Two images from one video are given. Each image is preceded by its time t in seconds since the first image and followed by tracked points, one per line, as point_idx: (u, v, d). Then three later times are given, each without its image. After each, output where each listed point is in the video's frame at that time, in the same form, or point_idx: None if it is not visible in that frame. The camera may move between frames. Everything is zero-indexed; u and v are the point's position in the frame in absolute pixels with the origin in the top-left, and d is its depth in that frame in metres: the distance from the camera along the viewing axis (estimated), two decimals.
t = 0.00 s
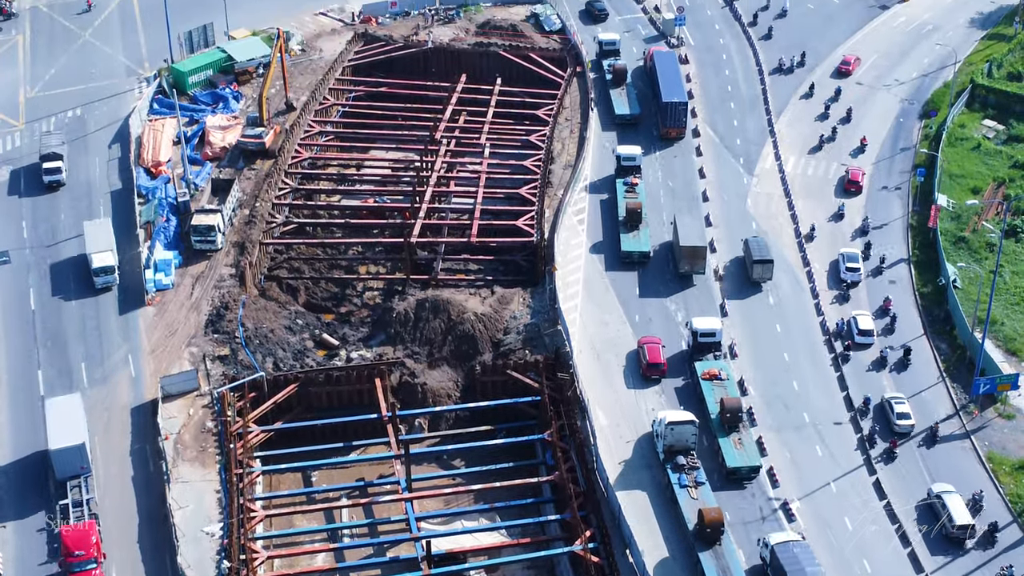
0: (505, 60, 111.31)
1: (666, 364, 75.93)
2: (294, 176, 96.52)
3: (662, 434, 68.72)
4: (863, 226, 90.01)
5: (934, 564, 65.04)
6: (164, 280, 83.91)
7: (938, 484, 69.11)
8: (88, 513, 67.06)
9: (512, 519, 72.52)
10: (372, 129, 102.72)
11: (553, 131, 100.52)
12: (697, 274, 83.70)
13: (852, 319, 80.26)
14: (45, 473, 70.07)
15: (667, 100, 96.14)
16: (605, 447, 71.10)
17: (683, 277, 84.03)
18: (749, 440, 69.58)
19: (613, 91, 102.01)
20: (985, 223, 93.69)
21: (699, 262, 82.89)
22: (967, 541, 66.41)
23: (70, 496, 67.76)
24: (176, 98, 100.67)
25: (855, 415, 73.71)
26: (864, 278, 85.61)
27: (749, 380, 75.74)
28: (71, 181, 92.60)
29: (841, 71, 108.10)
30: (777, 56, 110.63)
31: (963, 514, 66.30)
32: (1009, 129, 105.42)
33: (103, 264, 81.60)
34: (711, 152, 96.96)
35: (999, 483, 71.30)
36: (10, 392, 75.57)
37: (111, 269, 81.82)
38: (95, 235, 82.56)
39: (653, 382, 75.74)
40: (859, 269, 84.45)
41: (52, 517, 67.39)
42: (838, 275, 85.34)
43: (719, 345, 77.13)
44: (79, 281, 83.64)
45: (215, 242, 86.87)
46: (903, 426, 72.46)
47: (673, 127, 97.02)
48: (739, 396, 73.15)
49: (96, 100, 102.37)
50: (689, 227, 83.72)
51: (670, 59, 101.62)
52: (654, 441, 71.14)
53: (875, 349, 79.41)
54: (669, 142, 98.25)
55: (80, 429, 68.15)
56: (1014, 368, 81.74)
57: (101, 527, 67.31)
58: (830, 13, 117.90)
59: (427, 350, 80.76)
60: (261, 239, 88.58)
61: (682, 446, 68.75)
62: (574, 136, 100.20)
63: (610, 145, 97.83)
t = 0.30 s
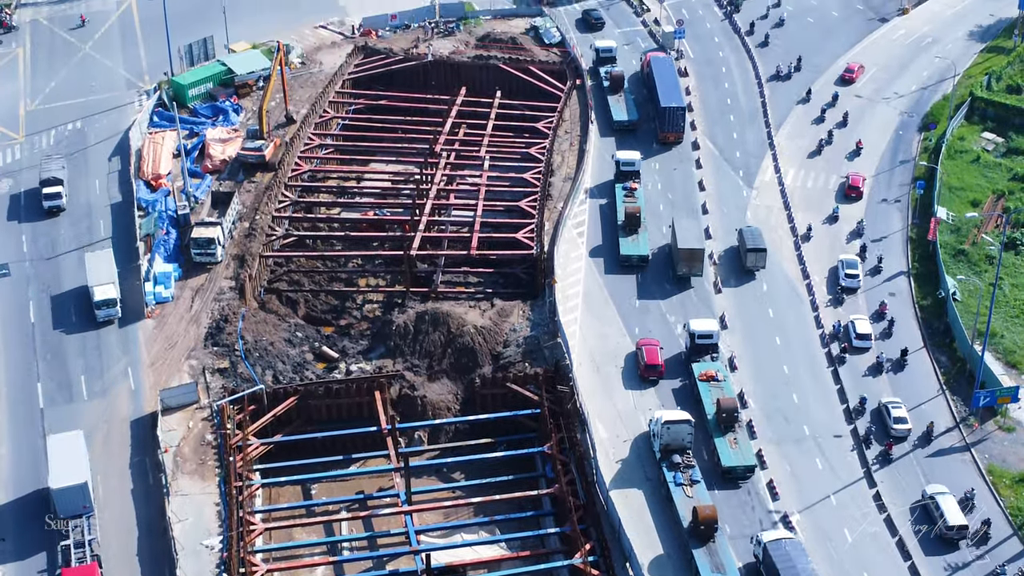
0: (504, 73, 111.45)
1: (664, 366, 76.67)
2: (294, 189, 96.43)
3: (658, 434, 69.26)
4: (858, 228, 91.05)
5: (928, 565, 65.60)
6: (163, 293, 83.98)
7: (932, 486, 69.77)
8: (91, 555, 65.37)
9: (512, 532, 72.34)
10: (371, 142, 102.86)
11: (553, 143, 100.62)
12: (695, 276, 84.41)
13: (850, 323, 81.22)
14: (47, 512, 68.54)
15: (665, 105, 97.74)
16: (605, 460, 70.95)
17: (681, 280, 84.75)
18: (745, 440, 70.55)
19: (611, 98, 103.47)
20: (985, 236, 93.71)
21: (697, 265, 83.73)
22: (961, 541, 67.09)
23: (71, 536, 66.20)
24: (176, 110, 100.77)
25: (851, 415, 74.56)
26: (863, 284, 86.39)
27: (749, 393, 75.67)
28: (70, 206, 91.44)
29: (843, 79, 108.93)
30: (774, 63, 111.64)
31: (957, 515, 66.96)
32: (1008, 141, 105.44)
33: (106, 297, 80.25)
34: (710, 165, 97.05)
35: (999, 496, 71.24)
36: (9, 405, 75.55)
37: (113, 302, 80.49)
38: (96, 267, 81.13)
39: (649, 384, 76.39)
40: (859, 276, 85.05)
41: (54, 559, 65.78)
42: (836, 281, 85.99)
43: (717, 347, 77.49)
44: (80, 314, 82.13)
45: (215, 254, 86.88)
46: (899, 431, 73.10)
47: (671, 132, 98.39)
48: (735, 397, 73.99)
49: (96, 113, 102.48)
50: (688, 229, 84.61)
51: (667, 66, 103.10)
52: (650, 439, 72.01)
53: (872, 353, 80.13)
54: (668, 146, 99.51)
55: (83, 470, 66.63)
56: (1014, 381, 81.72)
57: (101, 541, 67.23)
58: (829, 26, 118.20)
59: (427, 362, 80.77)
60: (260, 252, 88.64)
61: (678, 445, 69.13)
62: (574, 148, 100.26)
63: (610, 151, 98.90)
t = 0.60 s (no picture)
0: (504, 88, 111.64)
1: (662, 368, 77.46)
2: (294, 204, 96.23)
3: (654, 433, 70.41)
4: (852, 231, 92.21)
5: (921, 567, 66.27)
6: (163, 308, 83.97)
7: (926, 488, 70.44)
8: None
9: (512, 547, 71.92)
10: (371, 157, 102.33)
11: (553, 158, 100.79)
12: (693, 278, 85.57)
13: (849, 329, 82.03)
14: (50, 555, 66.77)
15: (663, 111, 98.40)
16: (605, 476, 70.75)
17: (680, 282, 85.88)
18: (741, 440, 71.16)
19: (608, 105, 104.23)
20: (984, 250, 93.71)
21: (694, 267, 84.71)
22: (954, 542, 67.82)
23: None
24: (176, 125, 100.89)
25: (847, 415, 75.75)
26: (863, 292, 87.15)
27: (749, 408, 75.62)
28: (71, 220, 91.53)
29: (849, 88, 110.05)
30: (772, 71, 113.55)
31: (950, 516, 67.66)
32: (1008, 156, 105.39)
33: (108, 333, 78.60)
34: (709, 179, 97.17)
35: (999, 510, 71.17)
36: (9, 420, 75.50)
37: (115, 339, 78.81)
38: (98, 304, 79.53)
39: (648, 386, 77.17)
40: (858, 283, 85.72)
41: None
42: (835, 288, 86.73)
43: (713, 349, 78.67)
44: (80, 353, 80.31)
45: (215, 269, 86.83)
46: (896, 436, 73.82)
47: (669, 137, 99.16)
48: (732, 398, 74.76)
49: (97, 128, 102.57)
50: (686, 233, 85.62)
51: (665, 74, 104.44)
52: (647, 439, 72.80)
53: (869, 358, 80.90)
54: (665, 152, 100.40)
55: (85, 511, 64.87)
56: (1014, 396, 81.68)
57: (100, 556, 67.09)
58: (828, 41, 118.55)
59: (427, 377, 80.73)
60: (260, 266, 88.68)
61: (673, 445, 70.48)
62: (574, 163, 100.33)
63: (609, 158, 99.70)
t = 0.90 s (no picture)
0: (504, 102, 111.77)
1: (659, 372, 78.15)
2: (293, 219, 96.28)
3: (651, 435, 71.00)
4: (848, 235, 93.37)
5: (914, 568, 66.92)
6: (162, 322, 83.88)
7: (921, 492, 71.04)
8: None
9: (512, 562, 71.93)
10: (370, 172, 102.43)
11: (552, 172, 100.83)
12: (691, 283, 86.43)
13: (846, 334, 82.79)
14: None
15: (660, 118, 99.55)
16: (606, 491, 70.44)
17: (678, 287, 86.79)
18: (736, 441, 72.10)
19: (605, 113, 105.06)
20: (984, 264, 93.64)
21: (692, 272, 85.51)
22: (948, 544, 68.45)
23: None
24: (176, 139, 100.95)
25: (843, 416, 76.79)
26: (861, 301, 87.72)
27: (749, 423, 75.58)
28: (71, 235, 91.55)
29: (855, 96, 111.25)
30: (768, 80, 114.67)
31: (944, 519, 68.26)
32: (1007, 170, 105.18)
33: (109, 370, 76.66)
34: (708, 194, 97.11)
35: (999, 525, 70.90)
36: (8, 435, 75.40)
37: (117, 375, 76.89)
38: (99, 339, 77.64)
39: (646, 389, 77.87)
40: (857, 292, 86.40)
41: None
42: (835, 297, 87.30)
43: (710, 352, 79.44)
44: (81, 390, 78.57)
45: (214, 283, 86.86)
46: (893, 442, 74.15)
47: (666, 144, 100.21)
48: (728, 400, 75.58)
49: (96, 142, 102.64)
50: (686, 238, 86.29)
51: (661, 80, 104.96)
52: (644, 441, 73.47)
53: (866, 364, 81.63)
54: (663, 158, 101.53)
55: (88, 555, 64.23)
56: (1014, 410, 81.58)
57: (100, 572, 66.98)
58: (827, 56, 118.79)
59: (426, 392, 80.63)
60: (259, 281, 88.62)
61: (670, 446, 71.00)
62: (573, 178, 100.35)
63: (608, 165, 100.55)
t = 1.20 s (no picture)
0: (503, 117, 111.95)
1: (656, 375, 78.89)
2: (291, 235, 96.34)
3: (648, 435, 71.75)
4: (843, 239, 94.70)
5: (903, 568, 67.86)
6: (161, 337, 83.69)
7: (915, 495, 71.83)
8: None
9: None
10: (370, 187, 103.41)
11: (551, 188, 101.04)
12: (688, 288, 87.35)
13: (843, 340, 83.92)
14: None
15: (657, 125, 100.23)
16: (606, 507, 70.12)
17: (675, 291, 87.69)
18: (731, 443, 73.10)
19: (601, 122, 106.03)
20: (983, 279, 93.62)
21: (689, 277, 86.34)
22: (942, 548, 69.22)
23: None
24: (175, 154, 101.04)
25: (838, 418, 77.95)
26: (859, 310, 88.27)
27: (749, 438, 75.48)
28: (70, 249, 91.60)
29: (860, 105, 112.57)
30: (764, 90, 115.55)
31: (938, 522, 69.09)
32: (1005, 185, 105.13)
33: (110, 410, 74.91)
34: (707, 209, 97.00)
35: (999, 540, 70.88)
36: (7, 449, 75.33)
37: (117, 416, 75.11)
38: (100, 378, 75.94)
39: (644, 392, 78.63)
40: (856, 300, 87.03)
41: None
42: (835, 306, 87.97)
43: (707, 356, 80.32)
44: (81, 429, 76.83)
45: (213, 298, 86.87)
46: (888, 447, 75.01)
47: (662, 150, 101.14)
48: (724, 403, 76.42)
49: (96, 158, 102.72)
50: (684, 243, 86.99)
51: (656, 88, 105.90)
52: (640, 443, 74.19)
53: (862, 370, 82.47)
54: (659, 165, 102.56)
55: None
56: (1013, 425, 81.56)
57: None
58: (826, 71, 119.06)
59: (425, 407, 80.53)
60: (258, 295, 88.61)
61: (666, 446, 71.76)
62: (572, 193, 100.51)
63: (606, 173, 101.34)
